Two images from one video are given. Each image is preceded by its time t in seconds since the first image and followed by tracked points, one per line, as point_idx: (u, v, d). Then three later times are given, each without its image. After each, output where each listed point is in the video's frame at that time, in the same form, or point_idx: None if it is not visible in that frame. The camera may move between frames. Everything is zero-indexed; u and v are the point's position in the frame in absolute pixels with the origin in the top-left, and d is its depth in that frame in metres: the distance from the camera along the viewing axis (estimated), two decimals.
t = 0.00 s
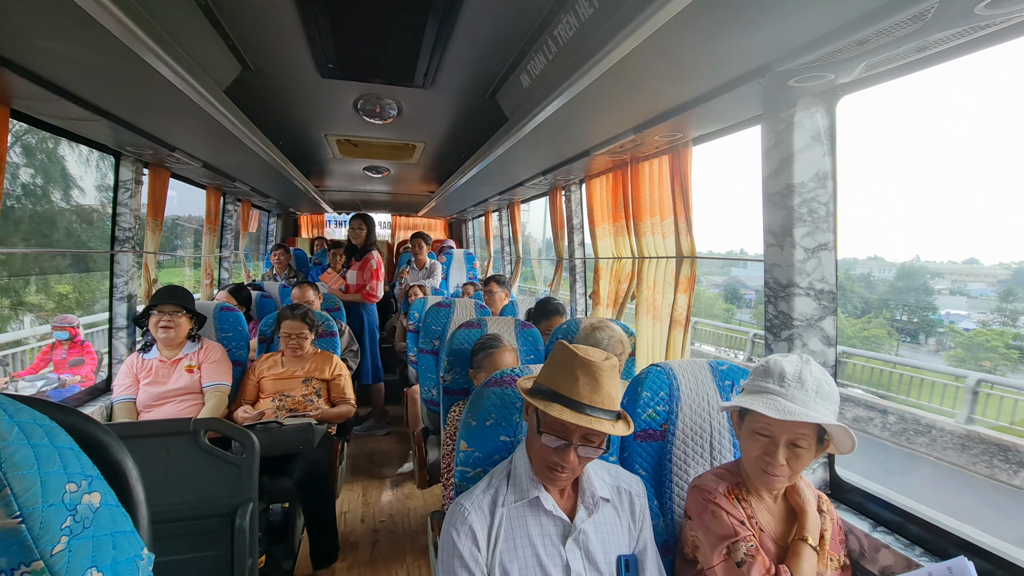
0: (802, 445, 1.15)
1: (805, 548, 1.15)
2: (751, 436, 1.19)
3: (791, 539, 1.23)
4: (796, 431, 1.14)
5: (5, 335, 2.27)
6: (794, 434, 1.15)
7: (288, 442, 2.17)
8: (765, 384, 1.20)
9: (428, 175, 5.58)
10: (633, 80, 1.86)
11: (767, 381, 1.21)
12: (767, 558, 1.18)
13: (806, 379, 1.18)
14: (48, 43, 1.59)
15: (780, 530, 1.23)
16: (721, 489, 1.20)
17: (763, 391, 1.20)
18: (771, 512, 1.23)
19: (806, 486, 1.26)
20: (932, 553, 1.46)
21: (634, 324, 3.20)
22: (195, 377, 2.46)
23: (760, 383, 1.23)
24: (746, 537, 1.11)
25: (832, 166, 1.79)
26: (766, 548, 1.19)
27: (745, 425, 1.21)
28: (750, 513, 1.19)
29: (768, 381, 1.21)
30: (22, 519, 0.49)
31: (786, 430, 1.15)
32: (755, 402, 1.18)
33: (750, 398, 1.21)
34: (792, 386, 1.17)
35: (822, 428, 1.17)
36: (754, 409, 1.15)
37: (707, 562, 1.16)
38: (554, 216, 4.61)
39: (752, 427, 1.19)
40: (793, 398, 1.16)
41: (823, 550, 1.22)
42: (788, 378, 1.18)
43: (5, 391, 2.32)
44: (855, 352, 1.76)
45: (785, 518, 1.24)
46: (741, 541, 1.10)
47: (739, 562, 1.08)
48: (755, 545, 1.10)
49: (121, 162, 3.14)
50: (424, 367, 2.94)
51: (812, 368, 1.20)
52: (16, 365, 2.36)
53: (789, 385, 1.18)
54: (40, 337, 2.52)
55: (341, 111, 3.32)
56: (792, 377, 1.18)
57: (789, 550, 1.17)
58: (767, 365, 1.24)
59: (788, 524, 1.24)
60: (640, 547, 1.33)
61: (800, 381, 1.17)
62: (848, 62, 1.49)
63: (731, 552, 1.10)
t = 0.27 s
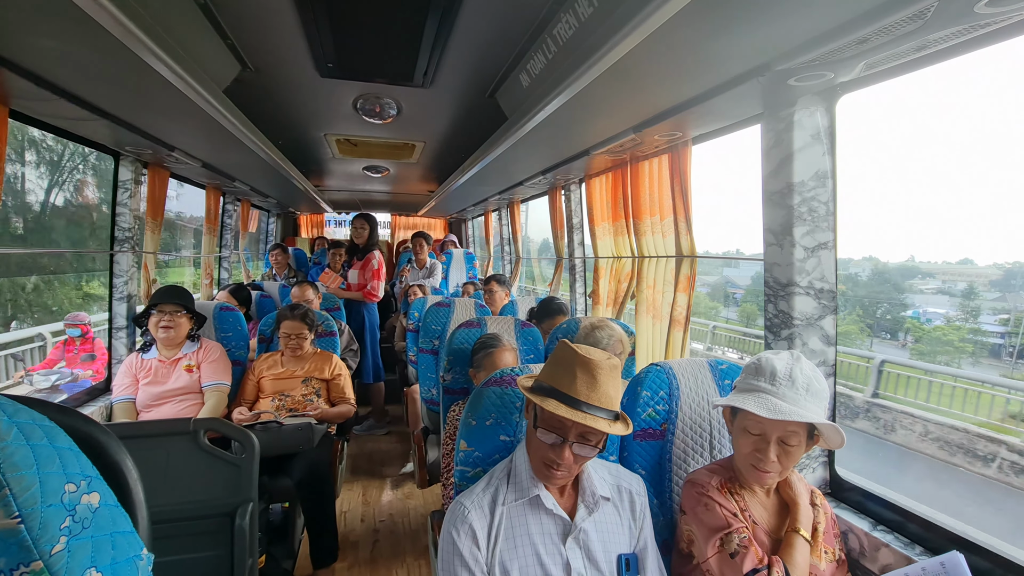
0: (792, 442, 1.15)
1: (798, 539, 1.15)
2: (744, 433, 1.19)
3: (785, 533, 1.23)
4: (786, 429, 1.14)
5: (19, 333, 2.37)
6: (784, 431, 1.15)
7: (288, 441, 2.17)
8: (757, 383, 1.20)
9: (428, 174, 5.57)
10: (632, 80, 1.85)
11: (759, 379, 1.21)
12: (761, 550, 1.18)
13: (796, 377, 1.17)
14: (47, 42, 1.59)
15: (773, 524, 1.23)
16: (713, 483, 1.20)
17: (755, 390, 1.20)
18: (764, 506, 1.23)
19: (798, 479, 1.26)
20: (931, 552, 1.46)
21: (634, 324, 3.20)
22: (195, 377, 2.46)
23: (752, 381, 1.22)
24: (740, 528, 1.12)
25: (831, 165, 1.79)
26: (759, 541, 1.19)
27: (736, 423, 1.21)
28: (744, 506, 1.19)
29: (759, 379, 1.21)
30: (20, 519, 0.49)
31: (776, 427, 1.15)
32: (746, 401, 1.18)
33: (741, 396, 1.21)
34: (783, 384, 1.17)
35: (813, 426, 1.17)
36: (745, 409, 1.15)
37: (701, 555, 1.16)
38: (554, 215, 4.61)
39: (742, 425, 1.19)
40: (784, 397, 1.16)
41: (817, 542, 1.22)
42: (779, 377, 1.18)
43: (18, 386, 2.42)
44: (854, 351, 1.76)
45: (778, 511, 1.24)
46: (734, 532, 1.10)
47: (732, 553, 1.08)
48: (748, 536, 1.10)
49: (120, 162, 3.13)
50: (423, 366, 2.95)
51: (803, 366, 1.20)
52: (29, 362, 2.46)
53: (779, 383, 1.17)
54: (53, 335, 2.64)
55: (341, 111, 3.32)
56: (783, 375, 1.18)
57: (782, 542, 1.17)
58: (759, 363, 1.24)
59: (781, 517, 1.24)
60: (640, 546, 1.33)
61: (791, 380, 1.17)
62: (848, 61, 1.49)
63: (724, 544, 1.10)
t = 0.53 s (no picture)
0: (795, 446, 1.15)
1: (798, 540, 1.15)
2: (745, 438, 1.18)
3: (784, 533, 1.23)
4: (789, 433, 1.14)
5: (36, 326, 2.46)
6: (787, 435, 1.15)
7: (289, 442, 2.17)
8: (758, 388, 1.20)
9: (428, 174, 5.57)
10: (632, 79, 1.86)
11: (759, 384, 1.20)
12: (760, 551, 1.18)
13: (797, 380, 1.18)
14: (47, 43, 1.59)
15: (773, 524, 1.23)
16: (712, 484, 1.20)
17: (756, 395, 1.19)
18: (764, 506, 1.23)
19: (797, 480, 1.26)
20: (931, 551, 1.47)
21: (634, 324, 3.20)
22: (195, 377, 2.46)
23: (752, 385, 1.22)
24: (739, 530, 1.11)
25: (831, 165, 1.79)
26: (759, 542, 1.20)
27: (737, 428, 1.20)
28: (743, 507, 1.19)
29: (759, 383, 1.21)
30: (22, 519, 0.49)
31: (780, 432, 1.15)
32: (749, 407, 1.17)
33: (743, 401, 1.20)
34: (785, 388, 1.17)
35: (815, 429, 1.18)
36: (749, 415, 1.15)
37: (701, 556, 1.16)
38: (554, 215, 4.61)
39: (744, 430, 1.18)
40: (786, 401, 1.16)
41: (816, 543, 1.22)
42: (780, 381, 1.18)
43: (34, 380, 2.50)
44: (853, 351, 1.76)
45: (777, 511, 1.25)
46: (733, 534, 1.10)
47: (731, 555, 1.08)
48: (748, 538, 1.10)
49: (120, 162, 3.13)
50: (424, 366, 2.95)
51: (802, 367, 1.20)
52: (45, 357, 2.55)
53: (781, 388, 1.17)
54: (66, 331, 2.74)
55: (341, 111, 3.32)
56: (785, 379, 1.18)
57: (782, 542, 1.17)
58: (758, 366, 1.23)
59: (780, 517, 1.25)
60: (640, 545, 1.33)
61: (793, 383, 1.17)
62: (847, 61, 1.49)
63: (724, 545, 1.10)
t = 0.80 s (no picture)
0: (798, 453, 1.15)
1: (798, 547, 1.15)
2: (747, 446, 1.17)
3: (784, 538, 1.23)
4: (792, 441, 1.14)
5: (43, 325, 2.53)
6: (790, 443, 1.14)
7: (288, 443, 2.17)
8: (760, 395, 1.19)
9: (427, 175, 5.57)
10: (632, 81, 1.86)
11: (761, 391, 1.20)
12: (760, 557, 1.18)
13: (799, 386, 1.17)
14: (47, 43, 1.59)
15: (772, 529, 1.23)
16: (711, 490, 1.20)
17: (759, 402, 1.19)
18: (764, 511, 1.23)
19: (798, 485, 1.26)
20: (931, 553, 1.47)
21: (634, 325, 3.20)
22: (194, 378, 2.46)
23: (753, 393, 1.21)
24: (738, 536, 1.11)
25: (831, 166, 1.79)
26: (758, 547, 1.20)
27: (739, 435, 1.20)
28: (742, 513, 1.19)
29: (761, 390, 1.20)
30: (20, 520, 0.49)
31: (783, 440, 1.14)
32: (751, 415, 1.17)
33: (744, 409, 1.20)
34: (787, 395, 1.17)
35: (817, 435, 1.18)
36: (752, 424, 1.14)
37: (700, 561, 1.16)
38: (554, 217, 4.61)
39: (747, 438, 1.17)
40: (789, 408, 1.16)
41: (816, 548, 1.22)
42: (782, 388, 1.18)
43: (45, 376, 2.58)
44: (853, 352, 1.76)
45: (777, 517, 1.24)
46: (732, 541, 1.10)
47: (730, 563, 1.08)
48: (747, 545, 1.10)
49: (119, 163, 3.13)
50: (423, 368, 2.95)
51: (803, 372, 1.20)
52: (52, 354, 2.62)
53: (784, 395, 1.17)
54: (74, 328, 2.81)
55: (340, 112, 3.32)
56: (787, 386, 1.17)
57: (782, 548, 1.17)
58: (758, 372, 1.23)
59: (780, 522, 1.24)
60: (640, 546, 1.32)
61: (794, 390, 1.17)
62: (847, 63, 1.49)
63: (723, 552, 1.10)
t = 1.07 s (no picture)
0: (798, 456, 1.15)
1: (798, 550, 1.15)
2: (747, 449, 1.17)
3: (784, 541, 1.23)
4: (792, 444, 1.14)
5: (47, 323, 2.55)
6: (790, 446, 1.14)
7: (287, 445, 2.16)
8: (760, 398, 1.20)
9: (427, 177, 5.58)
10: (632, 83, 1.86)
11: (762, 395, 1.20)
12: (760, 560, 1.18)
13: (800, 390, 1.18)
14: (48, 45, 1.59)
15: (772, 532, 1.23)
16: (711, 493, 1.20)
17: (759, 405, 1.19)
18: (763, 514, 1.23)
19: (798, 487, 1.26)
20: (931, 556, 1.46)
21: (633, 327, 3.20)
22: (194, 379, 2.46)
23: (754, 396, 1.21)
24: (738, 540, 1.11)
25: (830, 169, 1.80)
26: (758, 551, 1.20)
27: (738, 438, 1.20)
28: (742, 516, 1.19)
29: (762, 394, 1.20)
30: (18, 521, 0.48)
31: (783, 443, 1.14)
32: (751, 417, 1.17)
33: (745, 412, 1.20)
34: (788, 399, 1.17)
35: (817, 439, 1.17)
36: (752, 426, 1.14)
37: (700, 565, 1.16)
38: (553, 219, 4.62)
39: (746, 441, 1.17)
40: (790, 412, 1.16)
41: (816, 550, 1.22)
42: (782, 391, 1.18)
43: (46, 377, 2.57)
44: (852, 354, 1.76)
45: (777, 519, 1.24)
46: (732, 544, 1.10)
47: (730, 566, 1.08)
48: (747, 548, 1.10)
49: (119, 164, 3.13)
50: (423, 369, 2.95)
51: (804, 376, 1.20)
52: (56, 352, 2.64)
53: (784, 398, 1.17)
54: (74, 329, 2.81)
55: (341, 114, 3.32)
56: (787, 389, 1.18)
57: (782, 552, 1.17)
58: (759, 376, 1.23)
59: (780, 525, 1.24)
60: (640, 549, 1.32)
61: (795, 393, 1.17)
62: (846, 66, 1.50)
63: (722, 556, 1.10)
